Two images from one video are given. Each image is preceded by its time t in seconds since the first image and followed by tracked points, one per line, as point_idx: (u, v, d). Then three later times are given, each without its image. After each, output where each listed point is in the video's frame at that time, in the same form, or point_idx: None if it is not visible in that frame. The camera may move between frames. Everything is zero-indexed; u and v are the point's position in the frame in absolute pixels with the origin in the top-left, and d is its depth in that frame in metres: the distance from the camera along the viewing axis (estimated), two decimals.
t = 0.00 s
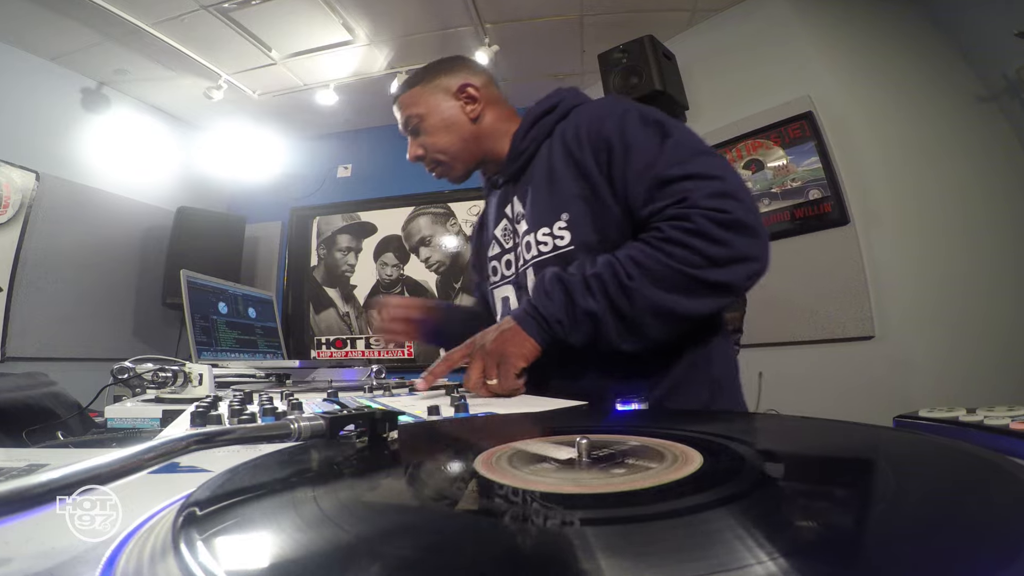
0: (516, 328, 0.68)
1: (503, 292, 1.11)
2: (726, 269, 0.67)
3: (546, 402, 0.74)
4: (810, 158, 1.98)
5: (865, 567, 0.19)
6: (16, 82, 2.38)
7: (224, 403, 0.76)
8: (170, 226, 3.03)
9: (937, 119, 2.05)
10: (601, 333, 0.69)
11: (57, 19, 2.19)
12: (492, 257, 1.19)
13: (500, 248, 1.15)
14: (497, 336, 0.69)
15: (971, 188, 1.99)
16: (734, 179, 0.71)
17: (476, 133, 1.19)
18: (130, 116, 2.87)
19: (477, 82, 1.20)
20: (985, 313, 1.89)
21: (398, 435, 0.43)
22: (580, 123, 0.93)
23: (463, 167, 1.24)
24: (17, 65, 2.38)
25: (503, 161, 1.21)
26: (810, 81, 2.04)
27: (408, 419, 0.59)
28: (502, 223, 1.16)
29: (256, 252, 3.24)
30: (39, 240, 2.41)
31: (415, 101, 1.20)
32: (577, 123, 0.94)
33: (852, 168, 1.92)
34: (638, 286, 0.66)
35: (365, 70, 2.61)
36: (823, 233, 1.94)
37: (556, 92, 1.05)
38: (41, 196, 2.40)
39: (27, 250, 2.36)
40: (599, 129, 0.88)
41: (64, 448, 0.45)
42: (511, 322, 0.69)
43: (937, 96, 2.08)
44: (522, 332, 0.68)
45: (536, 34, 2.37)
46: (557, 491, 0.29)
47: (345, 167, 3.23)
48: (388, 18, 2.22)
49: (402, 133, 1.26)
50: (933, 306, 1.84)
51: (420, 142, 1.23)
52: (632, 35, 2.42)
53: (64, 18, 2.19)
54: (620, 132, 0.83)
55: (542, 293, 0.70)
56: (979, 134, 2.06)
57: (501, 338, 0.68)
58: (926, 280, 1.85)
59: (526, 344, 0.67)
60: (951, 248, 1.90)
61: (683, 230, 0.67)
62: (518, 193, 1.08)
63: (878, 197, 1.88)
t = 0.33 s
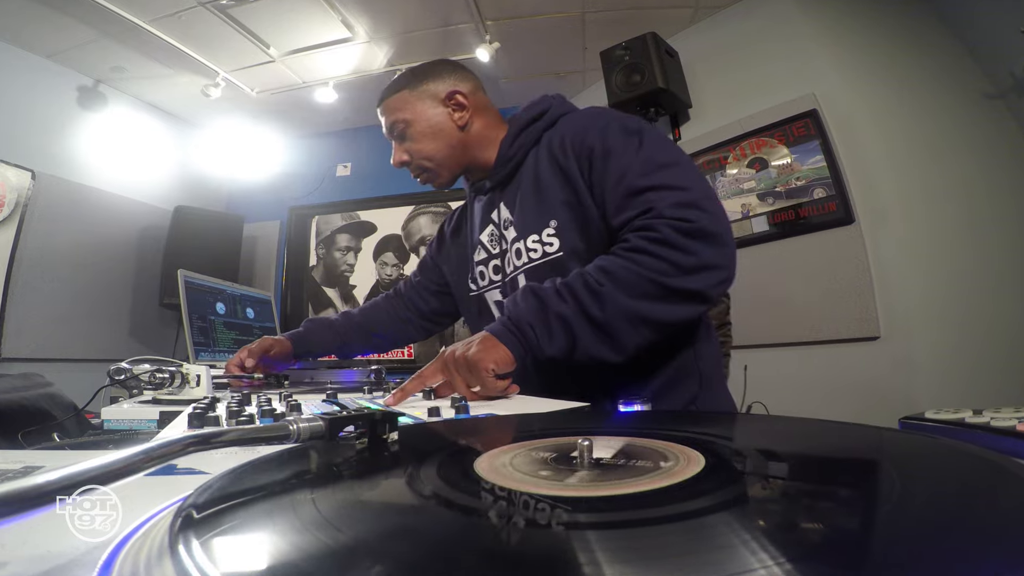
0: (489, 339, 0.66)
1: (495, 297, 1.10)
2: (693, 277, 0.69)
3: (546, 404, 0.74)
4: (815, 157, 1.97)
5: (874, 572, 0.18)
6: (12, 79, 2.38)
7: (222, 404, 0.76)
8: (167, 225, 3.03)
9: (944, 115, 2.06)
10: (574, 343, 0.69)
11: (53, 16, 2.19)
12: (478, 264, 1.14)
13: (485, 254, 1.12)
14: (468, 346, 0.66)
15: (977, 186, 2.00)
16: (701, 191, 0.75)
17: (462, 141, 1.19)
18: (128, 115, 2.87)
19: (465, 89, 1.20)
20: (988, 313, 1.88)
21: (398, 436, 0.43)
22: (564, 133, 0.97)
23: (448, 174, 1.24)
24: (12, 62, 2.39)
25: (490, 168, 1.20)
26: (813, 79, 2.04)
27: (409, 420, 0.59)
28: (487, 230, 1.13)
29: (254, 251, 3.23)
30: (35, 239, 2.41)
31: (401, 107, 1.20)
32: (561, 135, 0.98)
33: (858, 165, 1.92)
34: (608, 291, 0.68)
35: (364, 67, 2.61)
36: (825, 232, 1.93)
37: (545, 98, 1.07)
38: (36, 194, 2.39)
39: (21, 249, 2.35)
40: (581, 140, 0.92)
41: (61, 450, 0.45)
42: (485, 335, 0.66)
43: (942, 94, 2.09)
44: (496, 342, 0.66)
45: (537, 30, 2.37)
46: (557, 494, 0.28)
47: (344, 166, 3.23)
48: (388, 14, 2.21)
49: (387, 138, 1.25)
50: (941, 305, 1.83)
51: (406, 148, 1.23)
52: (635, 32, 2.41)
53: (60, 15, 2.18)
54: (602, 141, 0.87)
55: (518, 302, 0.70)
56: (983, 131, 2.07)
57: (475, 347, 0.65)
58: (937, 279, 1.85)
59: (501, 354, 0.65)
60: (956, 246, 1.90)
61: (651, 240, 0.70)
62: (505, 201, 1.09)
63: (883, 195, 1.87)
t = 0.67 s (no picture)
0: (492, 339, 0.66)
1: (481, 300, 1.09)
2: (687, 274, 0.69)
3: (545, 405, 0.73)
4: (819, 155, 1.97)
5: (883, 575, 0.18)
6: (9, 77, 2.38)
7: (220, 406, 0.75)
8: (164, 225, 3.02)
9: (954, 116, 2.06)
10: (575, 342, 0.69)
11: (51, 13, 2.19)
12: (465, 265, 1.14)
13: (472, 255, 1.12)
14: (471, 346, 0.66)
15: (985, 185, 1.99)
16: (691, 189, 0.75)
17: (449, 144, 1.18)
18: (125, 113, 2.87)
19: (451, 93, 1.20)
20: (991, 313, 1.88)
21: (397, 438, 0.43)
22: (551, 134, 0.97)
23: (436, 177, 1.24)
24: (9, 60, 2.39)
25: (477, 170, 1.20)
26: (816, 77, 2.04)
27: (408, 422, 0.58)
28: (474, 231, 1.12)
29: (253, 250, 3.23)
30: (31, 238, 2.41)
31: (388, 112, 1.21)
32: (548, 135, 0.98)
33: (864, 166, 1.91)
34: (607, 290, 0.67)
35: (364, 65, 2.60)
36: (828, 230, 1.93)
37: (530, 100, 1.08)
38: (32, 192, 2.39)
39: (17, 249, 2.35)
40: (569, 140, 0.92)
41: (56, 452, 0.44)
42: (485, 336, 0.66)
43: (950, 92, 2.10)
44: (498, 343, 0.66)
45: (538, 28, 2.37)
46: (558, 497, 0.28)
47: (343, 164, 3.22)
48: (387, 11, 2.21)
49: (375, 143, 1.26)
50: (949, 304, 1.83)
51: (393, 152, 1.23)
52: (639, 29, 2.41)
53: (57, 12, 2.19)
54: (590, 142, 0.87)
55: (517, 306, 0.70)
56: (990, 128, 2.08)
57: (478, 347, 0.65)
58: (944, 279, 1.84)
59: (502, 354, 0.65)
60: (964, 244, 1.90)
61: (646, 239, 0.70)
62: (493, 202, 1.08)
63: (888, 193, 1.87)
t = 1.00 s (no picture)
0: (493, 339, 0.66)
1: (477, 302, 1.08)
2: (689, 271, 0.69)
3: (545, 407, 0.73)
4: (823, 153, 1.97)
5: None
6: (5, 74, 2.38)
7: (218, 406, 0.75)
8: (161, 224, 3.02)
9: (958, 112, 2.08)
10: (577, 341, 0.68)
11: (47, 10, 2.19)
12: (462, 267, 1.14)
13: (468, 257, 1.12)
14: (472, 345, 0.66)
15: (990, 182, 2.01)
16: (692, 185, 0.75)
17: (444, 142, 1.18)
18: (121, 110, 2.87)
19: (446, 91, 1.20)
20: (994, 312, 1.88)
21: (397, 440, 0.42)
22: (548, 132, 0.97)
23: (431, 176, 1.24)
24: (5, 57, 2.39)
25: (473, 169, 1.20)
26: (820, 75, 2.04)
27: (408, 423, 0.58)
28: (471, 230, 1.12)
29: (251, 249, 3.22)
30: (27, 237, 2.41)
31: (382, 109, 1.20)
32: (545, 133, 0.98)
33: (871, 164, 1.90)
34: (608, 288, 0.67)
35: (363, 63, 2.60)
36: (832, 228, 1.93)
37: (524, 99, 1.08)
38: (27, 190, 2.39)
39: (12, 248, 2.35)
40: (566, 138, 0.92)
41: (51, 453, 0.44)
42: (487, 336, 0.66)
43: (953, 90, 2.10)
44: (499, 342, 0.66)
45: (538, 26, 2.36)
46: (561, 500, 0.28)
47: (343, 163, 3.21)
48: (386, 9, 2.21)
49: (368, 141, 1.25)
50: (955, 303, 1.81)
51: (386, 150, 1.22)
52: (641, 26, 2.41)
53: (53, 9, 2.19)
54: (588, 139, 0.87)
55: (517, 305, 0.70)
56: (994, 127, 2.11)
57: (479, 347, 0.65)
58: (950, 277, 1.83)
59: (503, 354, 0.65)
60: (969, 242, 1.89)
61: (646, 236, 0.70)
62: (489, 202, 1.08)
63: (893, 192, 1.86)
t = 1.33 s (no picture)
0: (497, 341, 0.66)
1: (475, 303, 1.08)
2: (700, 282, 0.68)
3: (546, 408, 0.73)
4: (828, 152, 1.97)
5: None
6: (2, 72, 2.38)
7: (215, 408, 0.75)
8: (158, 223, 3.02)
9: (962, 110, 2.07)
10: (585, 348, 0.68)
11: (43, 6, 2.19)
12: (458, 266, 1.13)
13: (467, 256, 1.11)
14: (477, 348, 0.66)
15: (992, 181, 2.01)
16: (706, 196, 0.74)
17: (450, 133, 1.18)
18: (118, 109, 2.86)
19: (452, 82, 1.20)
20: (997, 311, 1.87)
21: (397, 442, 0.42)
22: (562, 135, 0.98)
23: (433, 169, 1.23)
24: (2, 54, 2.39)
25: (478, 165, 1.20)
26: (824, 73, 2.03)
27: (409, 425, 0.58)
28: (471, 229, 1.11)
29: (249, 248, 3.20)
30: (22, 237, 2.40)
31: (384, 98, 1.19)
32: (559, 136, 0.98)
33: (877, 163, 1.89)
34: (619, 295, 0.67)
35: (362, 60, 2.59)
36: (837, 228, 1.93)
37: (535, 95, 1.09)
38: (23, 189, 2.39)
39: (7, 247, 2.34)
40: (581, 142, 0.92)
41: (49, 456, 0.44)
42: (495, 338, 0.66)
43: (957, 89, 2.10)
44: (504, 345, 0.66)
45: (538, 23, 2.36)
46: (566, 501, 0.27)
47: (342, 162, 3.20)
48: (385, 5, 2.21)
49: (366, 131, 1.23)
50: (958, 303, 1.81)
51: (387, 140, 1.21)
52: (644, 23, 2.40)
53: (50, 6, 2.18)
54: (602, 144, 0.87)
55: (529, 306, 0.70)
56: (998, 125, 2.11)
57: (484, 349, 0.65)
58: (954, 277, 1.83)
59: (508, 356, 0.65)
60: (972, 241, 1.89)
61: (659, 245, 0.69)
62: (496, 201, 1.07)
63: (897, 192, 1.85)
